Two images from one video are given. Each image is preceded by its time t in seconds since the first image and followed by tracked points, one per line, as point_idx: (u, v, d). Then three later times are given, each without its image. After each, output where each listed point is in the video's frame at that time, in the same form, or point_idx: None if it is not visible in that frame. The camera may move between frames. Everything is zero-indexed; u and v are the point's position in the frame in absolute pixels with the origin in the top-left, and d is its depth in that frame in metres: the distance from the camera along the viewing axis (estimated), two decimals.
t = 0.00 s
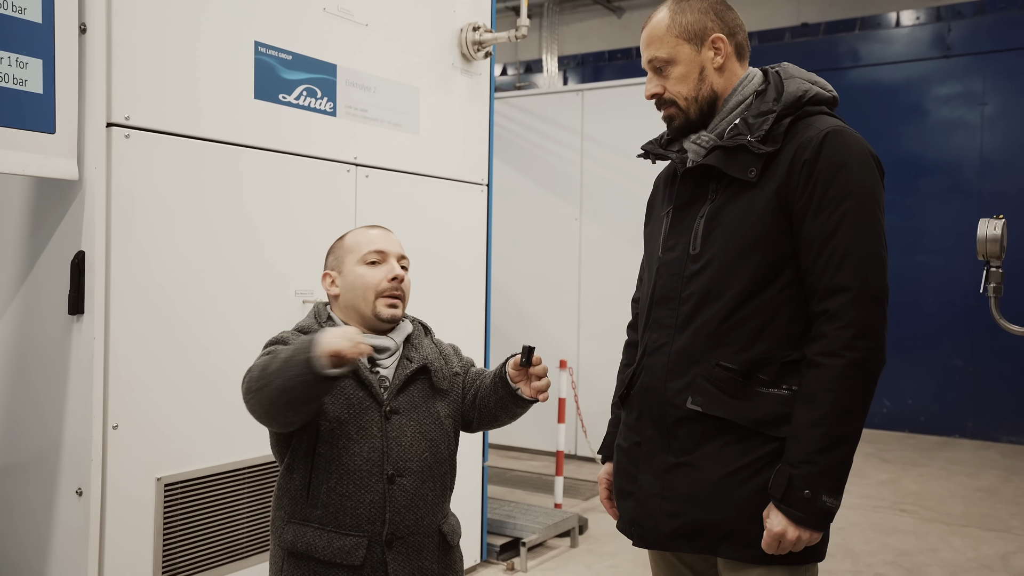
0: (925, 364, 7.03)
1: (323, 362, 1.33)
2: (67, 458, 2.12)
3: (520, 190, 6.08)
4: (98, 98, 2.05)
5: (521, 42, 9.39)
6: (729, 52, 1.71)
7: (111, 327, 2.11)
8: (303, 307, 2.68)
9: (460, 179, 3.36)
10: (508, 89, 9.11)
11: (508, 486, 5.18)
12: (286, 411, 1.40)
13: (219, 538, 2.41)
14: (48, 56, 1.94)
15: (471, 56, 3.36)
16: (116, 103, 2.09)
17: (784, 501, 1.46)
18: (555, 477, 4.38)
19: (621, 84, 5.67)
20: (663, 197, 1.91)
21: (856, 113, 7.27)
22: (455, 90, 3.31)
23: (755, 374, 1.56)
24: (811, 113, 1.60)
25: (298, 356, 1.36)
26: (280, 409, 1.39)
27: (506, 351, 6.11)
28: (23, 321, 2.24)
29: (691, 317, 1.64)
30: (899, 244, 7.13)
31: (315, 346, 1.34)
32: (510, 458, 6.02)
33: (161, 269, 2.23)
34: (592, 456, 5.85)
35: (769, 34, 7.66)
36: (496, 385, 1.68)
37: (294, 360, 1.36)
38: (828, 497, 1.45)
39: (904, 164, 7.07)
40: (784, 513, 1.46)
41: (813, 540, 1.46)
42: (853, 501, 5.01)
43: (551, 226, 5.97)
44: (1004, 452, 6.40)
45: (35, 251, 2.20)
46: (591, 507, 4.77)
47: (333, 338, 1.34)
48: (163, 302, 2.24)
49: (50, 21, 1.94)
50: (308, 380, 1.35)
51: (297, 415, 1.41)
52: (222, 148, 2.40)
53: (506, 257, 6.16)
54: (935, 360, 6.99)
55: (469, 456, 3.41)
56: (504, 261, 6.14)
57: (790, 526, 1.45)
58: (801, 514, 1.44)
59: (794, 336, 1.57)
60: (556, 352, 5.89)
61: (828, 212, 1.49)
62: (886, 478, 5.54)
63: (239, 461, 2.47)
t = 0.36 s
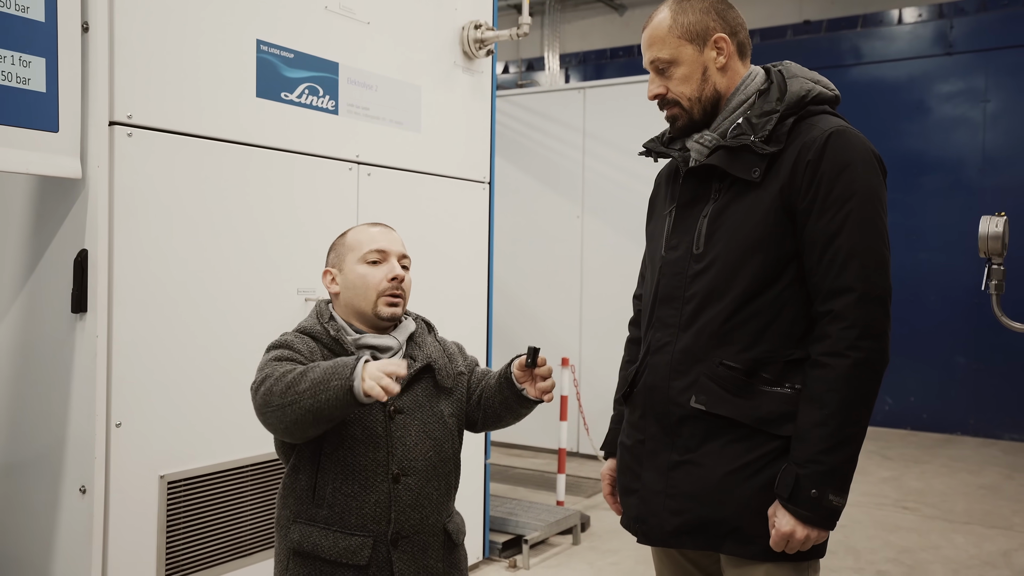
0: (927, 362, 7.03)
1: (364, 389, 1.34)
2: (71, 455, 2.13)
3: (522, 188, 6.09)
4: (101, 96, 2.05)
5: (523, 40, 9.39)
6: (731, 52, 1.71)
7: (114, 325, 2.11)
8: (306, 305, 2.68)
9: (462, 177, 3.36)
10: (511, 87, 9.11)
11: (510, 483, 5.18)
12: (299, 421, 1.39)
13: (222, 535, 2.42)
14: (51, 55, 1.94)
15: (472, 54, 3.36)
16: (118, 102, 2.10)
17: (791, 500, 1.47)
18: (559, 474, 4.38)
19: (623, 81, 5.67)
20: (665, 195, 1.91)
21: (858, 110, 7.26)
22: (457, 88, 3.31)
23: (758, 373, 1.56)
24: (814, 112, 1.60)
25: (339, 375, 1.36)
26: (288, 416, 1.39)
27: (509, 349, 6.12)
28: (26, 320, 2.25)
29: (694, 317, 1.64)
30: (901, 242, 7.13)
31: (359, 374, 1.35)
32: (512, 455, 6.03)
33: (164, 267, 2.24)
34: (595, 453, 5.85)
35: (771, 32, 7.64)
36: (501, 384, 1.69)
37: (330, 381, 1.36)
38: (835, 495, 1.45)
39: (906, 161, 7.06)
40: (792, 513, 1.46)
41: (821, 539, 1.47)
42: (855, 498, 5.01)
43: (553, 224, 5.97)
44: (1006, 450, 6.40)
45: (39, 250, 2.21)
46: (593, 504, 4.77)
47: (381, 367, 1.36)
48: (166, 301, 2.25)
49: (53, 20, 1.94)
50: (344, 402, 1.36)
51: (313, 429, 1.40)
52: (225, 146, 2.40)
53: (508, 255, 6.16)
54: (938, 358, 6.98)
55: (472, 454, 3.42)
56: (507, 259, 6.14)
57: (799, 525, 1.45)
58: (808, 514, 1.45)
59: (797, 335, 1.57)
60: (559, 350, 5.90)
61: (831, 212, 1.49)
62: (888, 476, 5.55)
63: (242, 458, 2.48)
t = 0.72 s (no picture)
0: (931, 357, 7.02)
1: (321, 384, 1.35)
2: (77, 451, 2.14)
3: (525, 184, 6.09)
4: (105, 93, 2.06)
5: (526, 36, 9.37)
6: (732, 48, 1.70)
7: (119, 321, 2.12)
8: (310, 301, 2.69)
9: (466, 173, 3.36)
10: (513, 82, 9.10)
11: (513, 479, 5.19)
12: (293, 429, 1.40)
13: (228, 531, 2.43)
14: (55, 52, 1.95)
15: (475, 50, 3.36)
16: (122, 99, 2.10)
17: (793, 494, 1.47)
18: (561, 470, 4.39)
19: (625, 77, 5.66)
20: (672, 190, 1.91)
21: (862, 105, 7.23)
22: (460, 84, 3.31)
23: (763, 368, 1.56)
24: (814, 105, 1.60)
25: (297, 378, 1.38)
26: (279, 426, 1.41)
27: (512, 345, 6.12)
28: (32, 317, 2.26)
29: (698, 313, 1.65)
30: (905, 237, 7.11)
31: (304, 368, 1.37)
32: (515, 451, 6.03)
33: (168, 263, 2.25)
34: (598, 449, 5.86)
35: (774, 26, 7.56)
36: (507, 378, 1.69)
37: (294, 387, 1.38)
38: (837, 489, 1.45)
39: (910, 156, 7.04)
40: (794, 508, 1.47)
41: (825, 533, 1.47)
42: (859, 493, 5.01)
43: (555, 220, 5.97)
44: (1010, 444, 6.39)
45: (44, 247, 2.21)
46: (597, 500, 4.78)
47: (323, 349, 1.37)
48: (171, 297, 2.26)
49: (57, 17, 1.95)
50: (312, 403, 1.37)
51: (311, 431, 1.41)
52: (229, 143, 2.41)
53: (511, 252, 6.16)
54: (942, 353, 6.98)
55: (476, 449, 3.42)
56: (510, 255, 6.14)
57: (802, 520, 1.46)
58: (810, 508, 1.45)
59: (802, 329, 1.57)
60: (562, 346, 5.90)
61: (831, 206, 1.49)
62: (892, 471, 5.54)
63: (247, 453, 2.49)
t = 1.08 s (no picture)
0: (934, 360, 7.01)
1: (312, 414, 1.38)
2: (80, 457, 2.14)
3: (528, 189, 6.09)
4: (108, 99, 2.07)
5: (527, 41, 9.39)
6: (736, 52, 1.71)
7: (121, 326, 2.13)
8: (313, 307, 2.69)
9: (468, 178, 3.37)
10: (515, 87, 9.11)
11: (516, 484, 5.18)
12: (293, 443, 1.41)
13: (231, 536, 2.43)
14: (58, 59, 1.95)
15: (477, 55, 3.36)
16: (125, 105, 2.11)
17: (797, 497, 1.47)
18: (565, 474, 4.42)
19: (627, 81, 5.67)
20: (674, 194, 1.91)
21: (864, 109, 7.23)
22: (462, 89, 3.32)
23: (767, 371, 1.56)
24: (817, 108, 1.60)
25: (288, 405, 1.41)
26: (282, 443, 1.42)
27: (514, 349, 6.13)
28: (34, 323, 2.26)
29: (703, 317, 1.65)
30: (907, 240, 7.10)
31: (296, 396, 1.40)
32: (518, 456, 6.03)
33: (171, 269, 2.25)
34: (601, 453, 5.85)
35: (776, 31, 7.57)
36: (512, 383, 1.69)
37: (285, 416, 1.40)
38: (842, 491, 1.45)
39: (912, 159, 7.04)
40: (799, 510, 1.46)
41: (830, 536, 1.47)
42: (862, 497, 5.00)
43: (557, 225, 5.98)
44: (1014, 448, 6.37)
45: (47, 253, 2.22)
46: (600, 504, 4.77)
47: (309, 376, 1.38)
48: (173, 303, 2.26)
49: (60, 24, 1.96)
50: (305, 431, 1.39)
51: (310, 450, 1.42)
52: (232, 149, 2.42)
53: (513, 256, 6.16)
54: (945, 356, 6.96)
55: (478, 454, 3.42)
56: (512, 260, 6.15)
57: (806, 522, 1.46)
58: (815, 510, 1.45)
59: (805, 332, 1.57)
60: (564, 351, 5.90)
61: (834, 209, 1.49)
62: (895, 475, 5.53)
63: (250, 459, 2.49)
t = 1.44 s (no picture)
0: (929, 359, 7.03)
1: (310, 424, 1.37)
2: (74, 460, 2.13)
3: (523, 190, 6.10)
4: (101, 102, 2.07)
5: (522, 42, 9.41)
6: (732, 52, 1.71)
7: (115, 329, 2.12)
8: (307, 308, 2.69)
9: (462, 179, 3.37)
10: (510, 88, 9.12)
11: (512, 485, 5.19)
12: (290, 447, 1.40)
13: (225, 538, 2.42)
14: (50, 62, 1.95)
15: (471, 56, 3.37)
16: (118, 108, 2.11)
17: (799, 495, 1.47)
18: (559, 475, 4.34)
19: (621, 82, 5.68)
20: (664, 194, 1.91)
21: (858, 109, 7.25)
22: (456, 90, 3.33)
23: (764, 369, 1.57)
24: (812, 108, 1.61)
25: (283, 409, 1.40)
26: (282, 449, 1.41)
27: (510, 350, 6.13)
28: (28, 325, 2.26)
29: (698, 315, 1.65)
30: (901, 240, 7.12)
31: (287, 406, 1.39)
32: (514, 457, 6.03)
33: (165, 272, 2.25)
34: (597, 454, 5.86)
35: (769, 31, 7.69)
36: (509, 384, 1.69)
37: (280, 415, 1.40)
38: (842, 489, 1.46)
39: (905, 159, 7.06)
40: (800, 508, 1.46)
41: (831, 534, 1.47)
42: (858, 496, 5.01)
43: (553, 225, 5.98)
44: (1009, 446, 6.40)
45: (40, 256, 2.22)
46: (596, 505, 4.78)
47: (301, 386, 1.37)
48: (167, 305, 2.26)
49: (52, 27, 1.96)
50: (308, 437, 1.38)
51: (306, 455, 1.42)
52: (227, 150, 2.42)
53: (509, 257, 6.17)
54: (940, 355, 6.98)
55: (474, 455, 3.42)
56: (508, 261, 6.15)
57: (807, 520, 1.46)
58: (816, 508, 1.45)
59: (801, 331, 1.58)
60: (560, 351, 5.91)
61: (831, 207, 1.50)
62: (891, 473, 5.54)
63: (245, 461, 2.49)
